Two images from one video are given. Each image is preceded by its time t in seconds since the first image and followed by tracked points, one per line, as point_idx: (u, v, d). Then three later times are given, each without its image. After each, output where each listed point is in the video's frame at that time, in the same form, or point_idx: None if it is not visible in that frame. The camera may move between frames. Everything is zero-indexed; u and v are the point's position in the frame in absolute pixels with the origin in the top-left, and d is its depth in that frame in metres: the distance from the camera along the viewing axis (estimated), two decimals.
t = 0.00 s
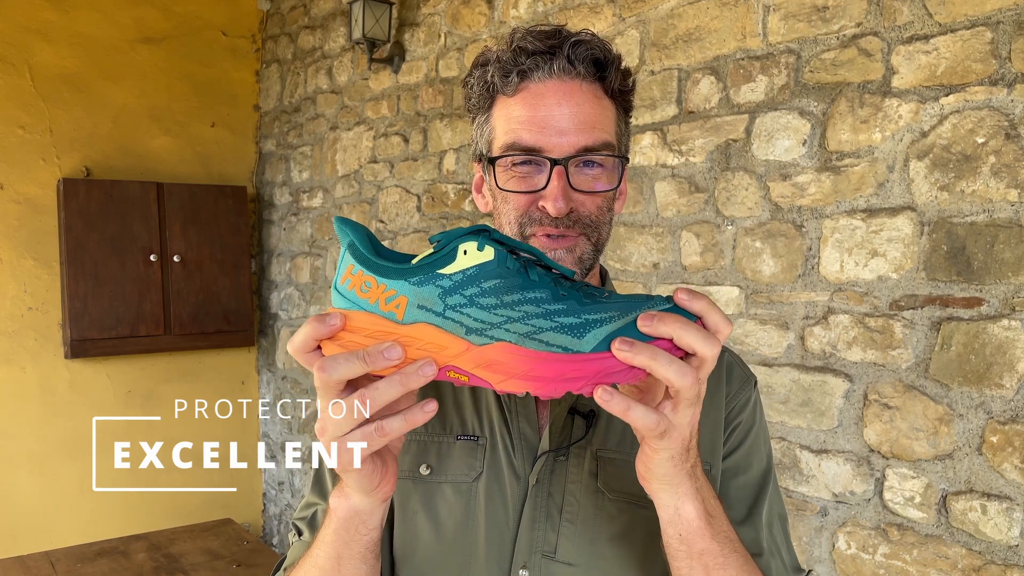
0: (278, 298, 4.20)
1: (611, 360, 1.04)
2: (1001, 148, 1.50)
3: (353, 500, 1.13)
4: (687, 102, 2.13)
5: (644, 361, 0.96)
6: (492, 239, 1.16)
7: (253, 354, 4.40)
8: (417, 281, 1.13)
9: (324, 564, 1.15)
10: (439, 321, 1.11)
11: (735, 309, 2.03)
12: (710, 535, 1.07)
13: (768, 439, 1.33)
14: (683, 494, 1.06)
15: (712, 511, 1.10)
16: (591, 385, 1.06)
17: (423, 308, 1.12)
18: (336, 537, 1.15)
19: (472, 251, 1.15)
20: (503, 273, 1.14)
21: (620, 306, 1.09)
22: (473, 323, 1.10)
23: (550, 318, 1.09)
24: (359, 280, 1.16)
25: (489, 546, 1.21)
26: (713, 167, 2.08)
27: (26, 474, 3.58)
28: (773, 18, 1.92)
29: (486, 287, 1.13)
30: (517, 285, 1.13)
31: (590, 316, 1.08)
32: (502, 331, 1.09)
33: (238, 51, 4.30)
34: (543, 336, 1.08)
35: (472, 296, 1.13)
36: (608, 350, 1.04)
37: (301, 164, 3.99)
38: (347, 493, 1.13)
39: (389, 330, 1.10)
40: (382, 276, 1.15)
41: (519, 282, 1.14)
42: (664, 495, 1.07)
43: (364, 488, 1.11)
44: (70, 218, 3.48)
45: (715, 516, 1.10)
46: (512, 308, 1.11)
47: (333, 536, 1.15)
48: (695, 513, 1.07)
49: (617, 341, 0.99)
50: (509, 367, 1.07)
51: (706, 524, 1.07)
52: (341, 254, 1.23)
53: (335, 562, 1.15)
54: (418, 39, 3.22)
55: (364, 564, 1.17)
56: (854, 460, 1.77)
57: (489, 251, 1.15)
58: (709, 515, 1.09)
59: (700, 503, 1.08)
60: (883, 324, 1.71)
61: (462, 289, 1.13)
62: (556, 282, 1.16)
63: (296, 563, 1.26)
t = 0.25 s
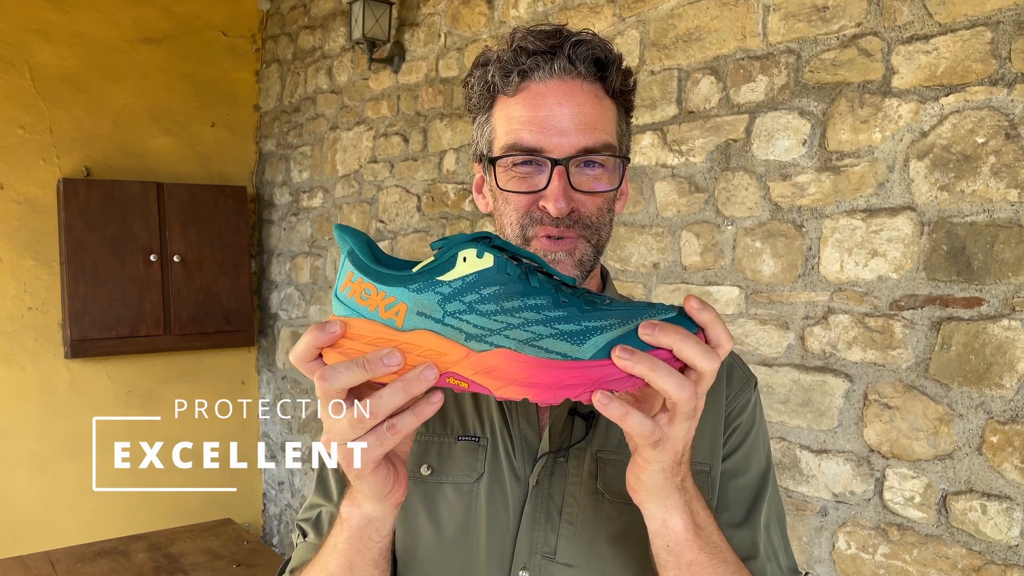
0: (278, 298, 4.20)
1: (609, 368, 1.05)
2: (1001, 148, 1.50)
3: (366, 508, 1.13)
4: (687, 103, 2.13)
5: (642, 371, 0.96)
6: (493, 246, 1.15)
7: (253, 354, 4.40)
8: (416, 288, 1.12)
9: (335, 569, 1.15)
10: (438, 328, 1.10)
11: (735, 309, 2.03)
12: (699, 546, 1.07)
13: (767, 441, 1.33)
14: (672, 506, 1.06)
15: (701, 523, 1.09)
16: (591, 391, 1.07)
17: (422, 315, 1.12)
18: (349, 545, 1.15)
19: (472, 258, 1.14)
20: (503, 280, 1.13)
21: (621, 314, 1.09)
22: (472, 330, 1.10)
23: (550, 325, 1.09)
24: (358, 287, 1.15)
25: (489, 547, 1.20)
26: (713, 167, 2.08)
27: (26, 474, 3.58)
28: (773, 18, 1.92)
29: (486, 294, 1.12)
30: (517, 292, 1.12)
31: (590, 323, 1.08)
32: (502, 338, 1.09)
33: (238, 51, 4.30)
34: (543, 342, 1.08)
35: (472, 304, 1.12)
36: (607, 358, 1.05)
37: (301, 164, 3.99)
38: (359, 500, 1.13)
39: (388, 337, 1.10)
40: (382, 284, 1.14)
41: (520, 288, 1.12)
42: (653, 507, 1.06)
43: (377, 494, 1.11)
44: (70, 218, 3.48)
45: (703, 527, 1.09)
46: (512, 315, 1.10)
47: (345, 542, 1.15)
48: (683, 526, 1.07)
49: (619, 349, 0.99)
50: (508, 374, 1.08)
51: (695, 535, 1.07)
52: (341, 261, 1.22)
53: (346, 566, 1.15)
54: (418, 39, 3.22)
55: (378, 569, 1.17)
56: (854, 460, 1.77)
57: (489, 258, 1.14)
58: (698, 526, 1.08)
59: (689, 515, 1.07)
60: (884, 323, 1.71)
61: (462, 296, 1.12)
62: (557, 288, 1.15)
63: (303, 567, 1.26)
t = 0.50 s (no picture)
0: (278, 298, 4.20)
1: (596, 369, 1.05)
2: (1001, 148, 1.50)
3: (364, 518, 1.13)
4: (687, 102, 2.13)
5: (613, 374, 0.93)
6: (488, 252, 1.16)
7: (253, 354, 4.40)
8: (413, 295, 1.14)
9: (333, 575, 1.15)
10: (435, 333, 1.11)
11: (736, 309, 2.03)
12: (676, 556, 1.05)
13: (767, 441, 1.33)
14: (643, 517, 1.04)
15: (681, 533, 1.06)
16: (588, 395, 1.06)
17: (419, 321, 1.13)
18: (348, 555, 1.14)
19: (468, 265, 1.15)
20: (499, 286, 1.14)
21: (616, 317, 1.09)
22: (470, 335, 1.11)
23: (547, 329, 1.09)
24: (354, 296, 1.16)
25: (491, 549, 1.21)
26: (713, 167, 2.08)
27: (27, 474, 3.58)
28: (773, 18, 1.92)
29: (483, 299, 1.13)
30: (514, 298, 1.13)
31: (586, 327, 1.09)
32: (499, 342, 1.10)
33: (238, 51, 4.30)
34: (540, 346, 1.08)
35: (469, 310, 1.13)
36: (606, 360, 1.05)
37: (301, 164, 3.99)
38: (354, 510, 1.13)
39: (386, 343, 1.11)
40: (379, 291, 1.15)
41: (516, 294, 1.13)
42: (629, 512, 1.04)
43: (377, 505, 1.11)
44: (70, 218, 3.48)
45: (684, 539, 1.06)
46: (509, 320, 1.11)
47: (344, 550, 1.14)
48: (657, 536, 1.05)
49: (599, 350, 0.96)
50: (506, 377, 1.08)
51: (671, 547, 1.04)
52: (337, 270, 1.22)
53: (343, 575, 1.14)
54: (418, 39, 3.22)
55: None
56: (854, 460, 1.77)
57: (485, 264, 1.15)
58: (676, 538, 1.06)
59: (665, 526, 1.05)
60: (884, 323, 1.71)
61: (459, 302, 1.13)
62: (553, 294, 1.16)
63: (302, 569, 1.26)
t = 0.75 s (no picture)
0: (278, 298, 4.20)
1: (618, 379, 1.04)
2: (1001, 148, 1.50)
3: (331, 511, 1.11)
4: (687, 102, 2.13)
5: (632, 385, 0.95)
6: (512, 260, 1.15)
7: (253, 354, 4.40)
8: (436, 301, 1.16)
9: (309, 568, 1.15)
10: (458, 340, 1.14)
11: (736, 309, 2.03)
12: (680, 561, 1.04)
13: (771, 444, 1.32)
14: (649, 520, 1.04)
15: (685, 539, 1.06)
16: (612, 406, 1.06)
17: (441, 327, 1.16)
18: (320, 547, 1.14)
19: (492, 273, 1.15)
20: (523, 295, 1.14)
21: (639, 329, 1.10)
22: (493, 343, 1.13)
23: (571, 338, 1.10)
24: (377, 300, 1.20)
25: (488, 552, 1.21)
26: (713, 166, 2.08)
27: (27, 474, 3.58)
28: (773, 18, 1.92)
29: (506, 308, 1.14)
30: (537, 306, 1.14)
31: (610, 337, 1.09)
32: (522, 350, 1.11)
33: (238, 51, 4.30)
34: (564, 355, 1.09)
35: (492, 318, 1.14)
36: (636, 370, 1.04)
37: (301, 164, 3.99)
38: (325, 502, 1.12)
39: (409, 349, 1.15)
40: (402, 297, 1.18)
41: (540, 303, 1.14)
42: (635, 515, 1.04)
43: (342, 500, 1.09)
44: (71, 218, 3.48)
45: (688, 544, 1.06)
46: (532, 328, 1.12)
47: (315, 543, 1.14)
48: (660, 540, 1.05)
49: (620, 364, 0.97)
50: (529, 386, 1.08)
51: (673, 551, 1.04)
52: (359, 272, 1.25)
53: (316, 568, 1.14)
54: (418, 39, 3.22)
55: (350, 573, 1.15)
56: (854, 460, 1.77)
57: (508, 273, 1.14)
58: (680, 543, 1.05)
59: (670, 531, 1.05)
60: (883, 323, 1.71)
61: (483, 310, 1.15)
62: (576, 304, 1.16)
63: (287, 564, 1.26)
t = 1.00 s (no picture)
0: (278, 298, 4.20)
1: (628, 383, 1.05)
2: (1001, 148, 1.50)
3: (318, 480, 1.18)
4: (687, 102, 2.13)
5: (647, 387, 0.95)
6: (515, 268, 1.18)
7: (253, 354, 4.40)
8: (442, 311, 1.15)
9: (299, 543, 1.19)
10: (466, 349, 1.12)
11: (735, 309, 2.03)
12: (686, 564, 1.05)
13: (773, 445, 1.32)
14: (657, 525, 1.04)
15: (691, 542, 1.06)
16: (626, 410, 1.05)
17: (449, 337, 1.14)
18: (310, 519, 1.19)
19: (497, 281, 1.17)
20: (529, 301, 1.16)
21: (648, 331, 1.09)
22: (503, 350, 1.11)
23: (580, 343, 1.10)
24: (381, 313, 1.16)
25: (485, 552, 1.21)
26: (713, 166, 2.08)
27: (27, 474, 3.58)
28: (773, 18, 1.92)
29: (514, 315, 1.15)
30: (544, 313, 1.14)
31: (619, 341, 1.09)
32: (533, 357, 1.10)
33: (238, 51, 4.30)
34: (575, 360, 1.08)
35: (500, 325, 1.14)
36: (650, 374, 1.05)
37: (301, 164, 3.99)
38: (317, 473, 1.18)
39: (416, 362, 1.12)
40: (407, 308, 1.16)
41: (546, 309, 1.15)
42: (644, 520, 1.04)
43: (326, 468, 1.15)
44: (71, 218, 3.48)
45: (694, 548, 1.06)
46: (541, 334, 1.12)
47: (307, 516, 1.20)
48: (667, 544, 1.04)
49: (632, 367, 0.97)
50: (542, 393, 1.06)
51: (680, 555, 1.04)
52: (359, 286, 1.21)
53: (308, 523, 1.17)
54: (418, 40, 3.22)
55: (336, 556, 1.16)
56: (854, 460, 1.77)
57: (514, 280, 1.17)
58: (686, 547, 1.05)
59: (676, 535, 1.05)
60: (883, 323, 1.71)
61: (490, 318, 1.14)
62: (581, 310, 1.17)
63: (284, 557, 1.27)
